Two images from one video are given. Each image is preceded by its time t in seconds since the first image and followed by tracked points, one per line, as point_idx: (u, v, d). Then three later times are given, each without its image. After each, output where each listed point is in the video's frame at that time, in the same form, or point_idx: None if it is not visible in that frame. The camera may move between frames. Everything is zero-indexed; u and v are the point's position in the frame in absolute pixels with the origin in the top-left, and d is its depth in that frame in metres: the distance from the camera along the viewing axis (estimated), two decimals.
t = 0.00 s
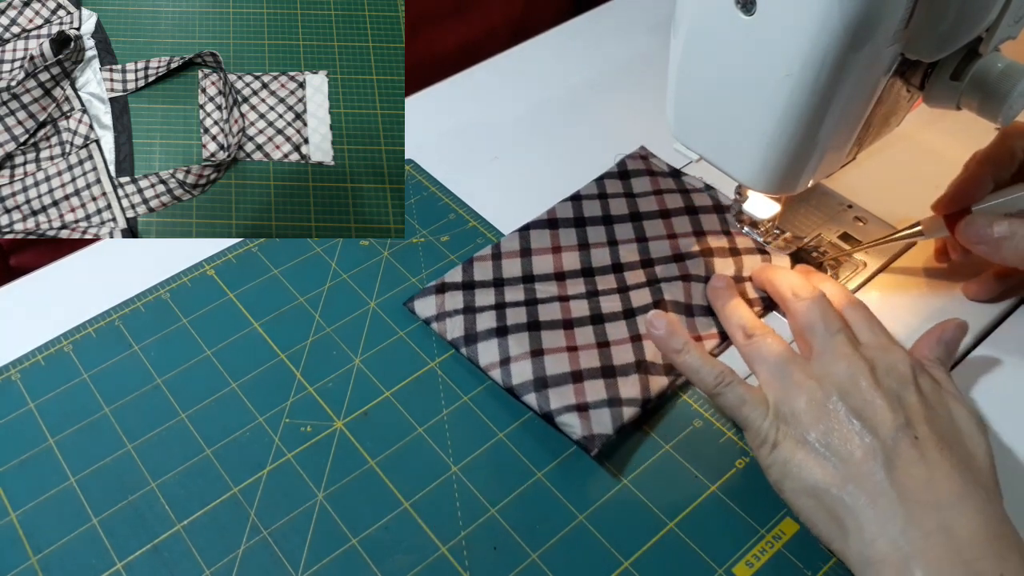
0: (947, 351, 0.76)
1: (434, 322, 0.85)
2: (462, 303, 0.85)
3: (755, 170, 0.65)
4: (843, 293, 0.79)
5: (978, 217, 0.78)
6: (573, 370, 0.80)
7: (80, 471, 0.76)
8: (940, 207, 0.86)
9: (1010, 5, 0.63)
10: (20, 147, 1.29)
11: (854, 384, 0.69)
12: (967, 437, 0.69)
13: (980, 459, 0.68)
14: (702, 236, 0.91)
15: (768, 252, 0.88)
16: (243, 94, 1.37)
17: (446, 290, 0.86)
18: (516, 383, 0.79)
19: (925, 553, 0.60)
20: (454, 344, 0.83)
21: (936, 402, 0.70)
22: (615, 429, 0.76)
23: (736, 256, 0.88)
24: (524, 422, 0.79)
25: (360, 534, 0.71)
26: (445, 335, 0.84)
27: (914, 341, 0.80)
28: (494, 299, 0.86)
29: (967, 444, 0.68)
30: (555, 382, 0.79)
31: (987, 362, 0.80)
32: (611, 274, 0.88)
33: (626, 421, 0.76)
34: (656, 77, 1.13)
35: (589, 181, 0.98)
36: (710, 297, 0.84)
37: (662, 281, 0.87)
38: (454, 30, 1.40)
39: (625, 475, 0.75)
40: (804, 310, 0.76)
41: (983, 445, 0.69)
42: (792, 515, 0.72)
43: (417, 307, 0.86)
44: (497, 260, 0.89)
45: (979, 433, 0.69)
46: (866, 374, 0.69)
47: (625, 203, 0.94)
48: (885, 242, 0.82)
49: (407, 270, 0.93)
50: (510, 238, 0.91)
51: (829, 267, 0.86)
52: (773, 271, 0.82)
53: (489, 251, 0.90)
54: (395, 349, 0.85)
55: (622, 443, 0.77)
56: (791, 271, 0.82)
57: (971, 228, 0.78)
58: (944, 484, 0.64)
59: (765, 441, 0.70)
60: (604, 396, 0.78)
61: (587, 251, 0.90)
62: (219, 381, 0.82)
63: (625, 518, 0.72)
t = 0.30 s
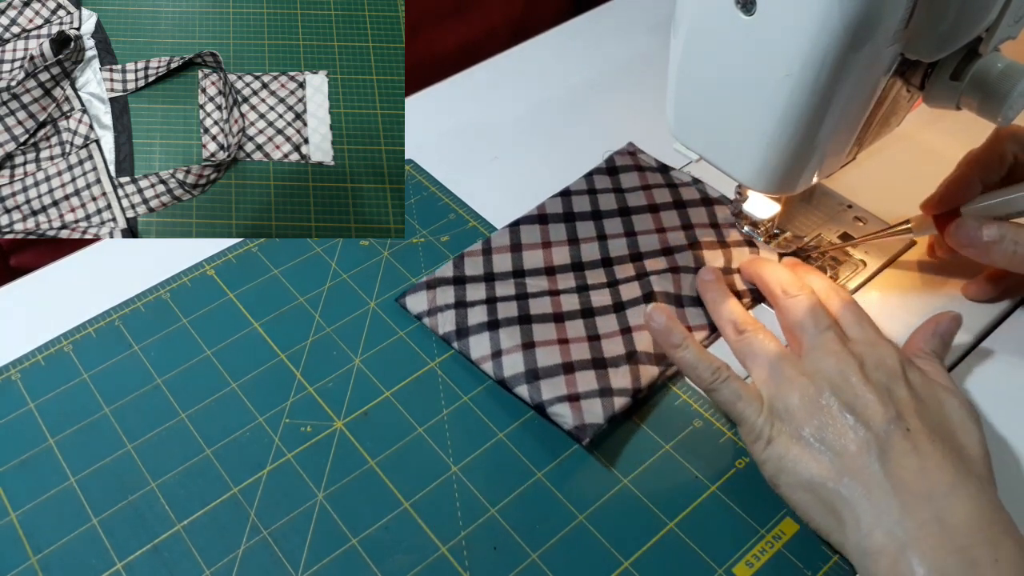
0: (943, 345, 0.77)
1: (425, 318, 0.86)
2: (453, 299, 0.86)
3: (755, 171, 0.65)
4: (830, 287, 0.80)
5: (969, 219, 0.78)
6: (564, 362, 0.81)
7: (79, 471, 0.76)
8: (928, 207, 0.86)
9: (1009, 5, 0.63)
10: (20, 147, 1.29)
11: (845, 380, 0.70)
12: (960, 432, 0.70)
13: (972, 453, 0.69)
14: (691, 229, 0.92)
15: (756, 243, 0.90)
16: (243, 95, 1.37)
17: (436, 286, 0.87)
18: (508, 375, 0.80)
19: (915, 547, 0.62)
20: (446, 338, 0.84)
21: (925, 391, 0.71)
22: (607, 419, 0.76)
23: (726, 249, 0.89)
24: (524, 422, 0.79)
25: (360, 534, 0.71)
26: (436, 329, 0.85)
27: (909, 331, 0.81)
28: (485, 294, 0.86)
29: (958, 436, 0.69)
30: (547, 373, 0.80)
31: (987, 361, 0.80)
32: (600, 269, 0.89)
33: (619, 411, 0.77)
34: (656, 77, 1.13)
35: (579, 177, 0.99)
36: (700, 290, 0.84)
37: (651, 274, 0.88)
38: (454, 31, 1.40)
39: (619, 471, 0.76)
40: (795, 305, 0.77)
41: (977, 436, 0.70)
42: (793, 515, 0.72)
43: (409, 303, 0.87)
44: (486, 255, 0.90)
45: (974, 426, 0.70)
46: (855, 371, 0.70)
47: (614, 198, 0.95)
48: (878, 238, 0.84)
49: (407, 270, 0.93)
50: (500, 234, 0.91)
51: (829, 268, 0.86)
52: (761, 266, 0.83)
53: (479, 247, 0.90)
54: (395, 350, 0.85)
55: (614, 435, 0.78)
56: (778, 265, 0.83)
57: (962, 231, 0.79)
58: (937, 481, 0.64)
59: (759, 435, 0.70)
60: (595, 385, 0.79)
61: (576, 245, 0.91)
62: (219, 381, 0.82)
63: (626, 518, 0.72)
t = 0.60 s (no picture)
0: (937, 341, 0.77)
1: (413, 305, 0.87)
2: (441, 287, 0.87)
3: (755, 171, 0.65)
4: (812, 287, 0.79)
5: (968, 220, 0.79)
6: (548, 348, 0.82)
7: (79, 471, 0.76)
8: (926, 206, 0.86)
9: (1009, 6, 0.63)
10: (20, 147, 1.29)
11: (833, 386, 0.71)
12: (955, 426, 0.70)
13: (971, 454, 0.69)
14: (678, 222, 0.93)
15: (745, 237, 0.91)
16: (243, 94, 1.37)
17: (426, 275, 0.88)
18: (493, 361, 0.81)
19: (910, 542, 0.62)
20: (433, 325, 0.85)
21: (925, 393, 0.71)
22: (589, 403, 0.78)
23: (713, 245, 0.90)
24: (523, 422, 0.79)
25: (360, 534, 0.71)
26: (424, 316, 0.86)
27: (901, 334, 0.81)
28: (473, 282, 0.88)
29: (958, 437, 0.69)
30: (531, 360, 0.80)
31: (988, 360, 0.79)
32: (588, 260, 0.90)
33: (601, 397, 0.78)
34: (656, 77, 1.13)
35: (570, 169, 1.00)
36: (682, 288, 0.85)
37: (638, 265, 0.89)
38: (454, 31, 1.40)
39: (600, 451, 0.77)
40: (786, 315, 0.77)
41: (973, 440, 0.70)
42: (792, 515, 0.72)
43: (398, 290, 0.88)
44: (476, 245, 0.91)
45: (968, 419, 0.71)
46: (843, 379, 0.71)
47: (603, 191, 0.96)
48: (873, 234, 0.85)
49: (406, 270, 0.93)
50: (490, 223, 0.93)
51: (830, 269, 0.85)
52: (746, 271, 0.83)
53: (469, 235, 0.92)
54: (395, 350, 0.85)
55: (594, 418, 0.79)
56: (759, 268, 0.83)
57: (960, 231, 0.79)
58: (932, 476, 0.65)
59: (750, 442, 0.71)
60: (578, 370, 0.80)
61: (565, 237, 0.92)
62: (219, 381, 0.82)
63: (625, 517, 0.72)
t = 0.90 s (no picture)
0: (888, 337, 0.78)
1: (405, 292, 0.88)
2: (433, 276, 0.88)
3: (755, 171, 0.65)
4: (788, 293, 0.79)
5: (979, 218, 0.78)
6: (536, 340, 0.83)
7: (80, 471, 0.76)
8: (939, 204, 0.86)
9: (1009, 6, 0.63)
10: (20, 147, 1.29)
11: (794, 398, 0.71)
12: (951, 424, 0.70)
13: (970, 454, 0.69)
14: (670, 216, 0.94)
15: (734, 232, 0.92)
16: (243, 94, 1.37)
17: (418, 263, 0.90)
18: (481, 350, 0.82)
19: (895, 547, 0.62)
20: (424, 313, 0.86)
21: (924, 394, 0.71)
22: (573, 396, 0.79)
23: (700, 237, 0.91)
24: (523, 422, 0.79)
25: (360, 534, 0.71)
26: (415, 305, 0.87)
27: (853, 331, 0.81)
28: (464, 272, 0.89)
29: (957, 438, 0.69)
30: (519, 352, 0.81)
31: (987, 361, 0.79)
32: (579, 251, 0.91)
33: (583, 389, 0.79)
34: (656, 77, 1.13)
35: (564, 163, 1.01)
36: (638, 306, 0.83)
37: (628, 258, 0.89)
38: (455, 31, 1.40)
39: (582, 436, 0.78)
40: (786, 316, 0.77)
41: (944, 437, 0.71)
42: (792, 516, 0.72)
43: (390, 278, 0.89)
44: (468, 235, 0.91)
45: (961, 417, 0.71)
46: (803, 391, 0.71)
47: (597, 183, 0.97)
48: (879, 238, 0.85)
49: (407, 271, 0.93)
50: (483, 215, 0.93)
51: (830, 268, 0.85)
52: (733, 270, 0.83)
53: (462, 227, 0.92)
54: (395, 350, 0.85)
55: (580, 405, 0.80)
56: (752, 271, 0.83)
57: (972, 229, 0.78)
58: (924, 477, 0.65)
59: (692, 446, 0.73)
60: (565, 363, 0.81)
61: (557, 228, 0.93)
62: (219, 380, 0.82)
63: (625, 517, 0.72)
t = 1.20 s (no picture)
0: (887, 337, 0.78)
1: (404, 294, 0.88)
2: (432, 277, 0.88)
3: (754, 171, 0.65)
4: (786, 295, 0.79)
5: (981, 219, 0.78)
6: (535, 340, 0.83)
7: (80, 471, 0.76)
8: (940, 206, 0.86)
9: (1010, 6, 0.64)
10: (20, 147, 1.29)
11: (793, 398, 0.71)
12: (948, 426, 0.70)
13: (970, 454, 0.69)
14: (668, 216, 0.94)
15: (732, 231, 0.92)
16: (243, 95, 1.37)
17: (417, 265, 0.90)
18: (481, 351, 0.82)
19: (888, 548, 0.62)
20: (423, 314, 0.86)
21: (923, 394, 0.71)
22: (574, 396, 0.79)
23: (699, 237, 0.91)
24: (523, 422, 0.79)
25: (360, 534, 0.71)
26: (415, 305, 0.87)
27: (853, 331, 0.81)
28: (464, 273, 0.89)
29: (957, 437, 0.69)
30: (519, 352, 0.81)
31: (986, 360, 0.79)
32: (578, 251, 0.91)
33: (584, 389, 0.80)
34: (656, 77, 1.13)
35: (562, 163, 1.01)
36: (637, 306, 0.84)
37: (627, 258, 0.89)
38: (453, 31, 1.39)
39: (583, 436, 0.78)
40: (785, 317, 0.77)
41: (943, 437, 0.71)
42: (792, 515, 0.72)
43: (389, 279, 0.89)
44: (468, 235, 0.92)
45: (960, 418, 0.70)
46: (803, 391, 0.71)
47: (595, 183, 0.97)
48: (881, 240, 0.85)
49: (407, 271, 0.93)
50: (482, 215, 0.93)
51: (829, 267, 0.85)
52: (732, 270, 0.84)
53: (461, 227, 0.92)
54: (395, 349, 0.85)
55: (580, 404, 0.80)
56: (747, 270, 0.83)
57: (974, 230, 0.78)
58: (919, 478, 0.65)
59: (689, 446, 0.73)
60: (565, 363, 0.81)
61: (556, 228, 0.93)
62: (219, 381, 0.82)
63: (625, 517, 0.72)
